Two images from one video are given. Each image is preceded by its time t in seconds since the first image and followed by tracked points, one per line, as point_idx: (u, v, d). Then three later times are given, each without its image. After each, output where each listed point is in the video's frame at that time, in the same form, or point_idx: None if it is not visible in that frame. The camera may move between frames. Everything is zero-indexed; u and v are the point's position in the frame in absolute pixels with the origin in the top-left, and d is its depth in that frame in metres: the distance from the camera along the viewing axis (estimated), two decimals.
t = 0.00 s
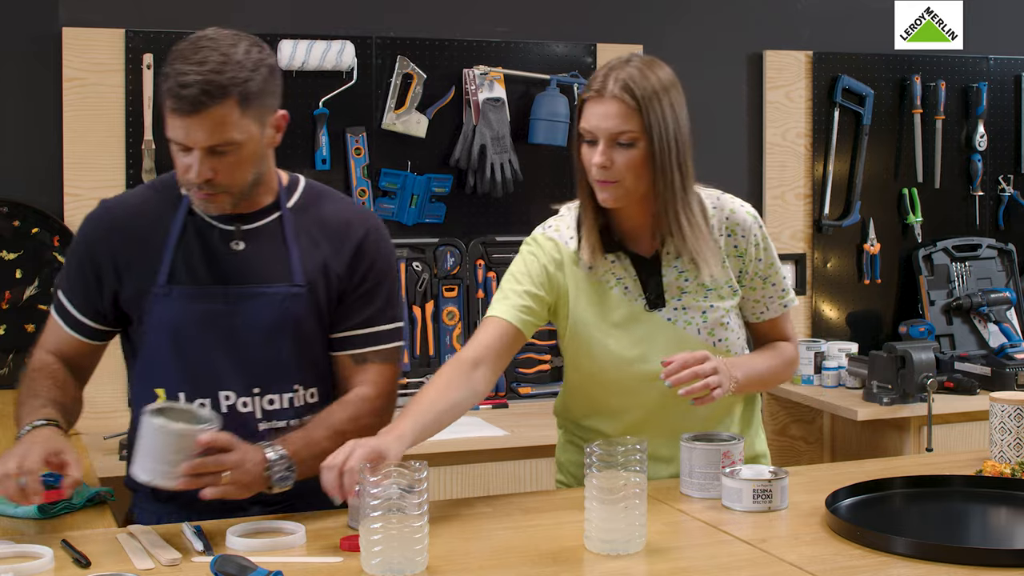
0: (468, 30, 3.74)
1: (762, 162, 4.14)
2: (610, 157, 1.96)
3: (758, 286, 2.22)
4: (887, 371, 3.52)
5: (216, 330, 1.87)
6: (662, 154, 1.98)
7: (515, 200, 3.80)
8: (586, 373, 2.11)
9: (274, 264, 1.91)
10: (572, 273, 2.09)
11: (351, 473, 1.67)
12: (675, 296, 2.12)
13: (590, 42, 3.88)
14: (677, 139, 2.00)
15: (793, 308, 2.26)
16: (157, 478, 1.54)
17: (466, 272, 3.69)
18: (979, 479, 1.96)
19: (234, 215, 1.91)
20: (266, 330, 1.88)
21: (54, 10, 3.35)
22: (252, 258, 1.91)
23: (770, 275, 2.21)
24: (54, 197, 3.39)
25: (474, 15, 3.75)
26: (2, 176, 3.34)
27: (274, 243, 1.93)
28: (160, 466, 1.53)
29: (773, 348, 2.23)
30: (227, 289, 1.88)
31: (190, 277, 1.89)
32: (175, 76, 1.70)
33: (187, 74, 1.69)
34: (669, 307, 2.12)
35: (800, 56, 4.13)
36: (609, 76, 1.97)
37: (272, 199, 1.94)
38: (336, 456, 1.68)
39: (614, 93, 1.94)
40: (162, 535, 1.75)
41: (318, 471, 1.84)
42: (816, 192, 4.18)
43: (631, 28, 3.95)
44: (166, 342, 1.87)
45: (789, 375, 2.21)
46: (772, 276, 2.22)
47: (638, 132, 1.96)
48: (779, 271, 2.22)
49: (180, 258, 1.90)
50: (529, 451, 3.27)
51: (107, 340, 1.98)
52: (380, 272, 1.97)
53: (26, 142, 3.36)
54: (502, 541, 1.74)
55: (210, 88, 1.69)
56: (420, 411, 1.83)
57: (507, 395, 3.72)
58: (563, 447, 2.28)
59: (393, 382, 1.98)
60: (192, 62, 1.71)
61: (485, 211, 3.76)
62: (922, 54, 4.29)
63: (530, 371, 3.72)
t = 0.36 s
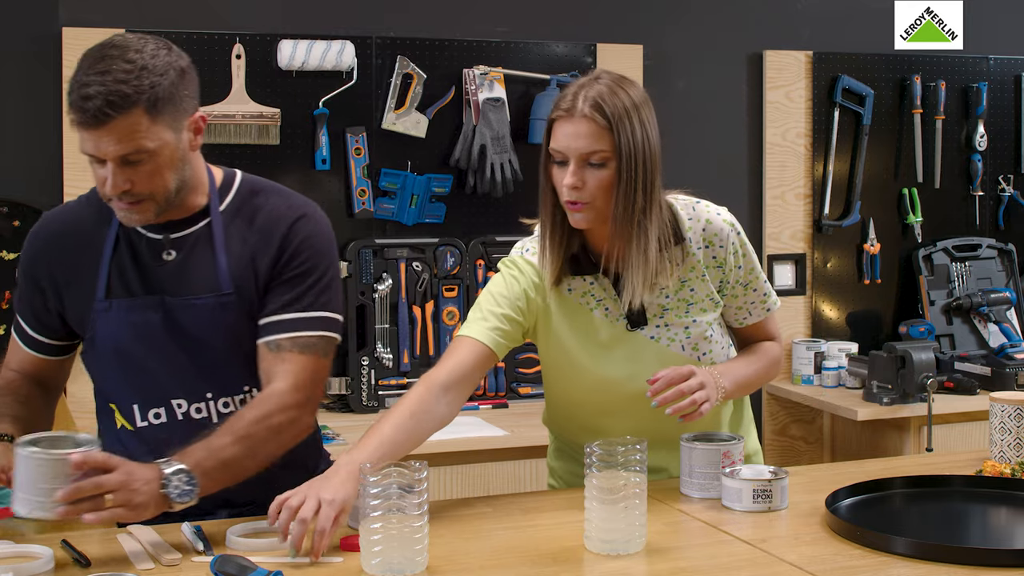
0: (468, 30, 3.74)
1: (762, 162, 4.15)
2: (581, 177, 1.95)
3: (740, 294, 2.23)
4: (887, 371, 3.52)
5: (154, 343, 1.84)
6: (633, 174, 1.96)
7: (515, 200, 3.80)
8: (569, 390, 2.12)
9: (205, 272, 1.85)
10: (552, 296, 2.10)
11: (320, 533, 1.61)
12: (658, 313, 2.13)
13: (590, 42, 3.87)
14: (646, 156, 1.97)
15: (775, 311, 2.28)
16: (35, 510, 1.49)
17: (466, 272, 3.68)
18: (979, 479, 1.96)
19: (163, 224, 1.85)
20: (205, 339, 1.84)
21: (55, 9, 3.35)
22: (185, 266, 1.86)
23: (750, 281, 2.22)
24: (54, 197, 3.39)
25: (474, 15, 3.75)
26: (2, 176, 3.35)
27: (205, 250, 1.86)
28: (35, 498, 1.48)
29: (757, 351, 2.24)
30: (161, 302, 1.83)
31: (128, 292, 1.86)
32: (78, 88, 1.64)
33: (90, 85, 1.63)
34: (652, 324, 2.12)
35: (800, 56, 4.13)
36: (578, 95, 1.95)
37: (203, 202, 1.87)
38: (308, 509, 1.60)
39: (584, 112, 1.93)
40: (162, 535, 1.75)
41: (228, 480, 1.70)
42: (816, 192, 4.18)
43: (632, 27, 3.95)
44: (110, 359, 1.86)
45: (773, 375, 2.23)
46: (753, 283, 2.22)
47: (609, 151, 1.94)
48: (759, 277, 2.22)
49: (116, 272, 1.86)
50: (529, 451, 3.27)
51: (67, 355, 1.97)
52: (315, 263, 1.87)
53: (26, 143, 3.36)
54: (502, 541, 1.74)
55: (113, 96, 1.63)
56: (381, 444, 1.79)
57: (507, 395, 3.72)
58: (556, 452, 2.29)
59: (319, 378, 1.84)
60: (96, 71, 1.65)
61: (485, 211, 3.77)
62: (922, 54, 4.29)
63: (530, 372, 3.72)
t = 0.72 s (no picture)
0: (468, 30, 3.74)
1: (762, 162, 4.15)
2: (576, 179, 1.94)
3: (737, 293, 2.23)
4: (887, 371, 3.52)
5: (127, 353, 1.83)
6: (628, 174, 1.95)
7: (515, 200, 3.80)
8: (566, 390, 2.12)
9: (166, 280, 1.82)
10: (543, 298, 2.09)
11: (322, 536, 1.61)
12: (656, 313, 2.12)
13: (590, 42, 3.88)
14: (641, 156, 1.97)
15: (773, 309, 2.28)
16: None
17: (466, 272, 3.68)
18: (979, 479, 1.96)
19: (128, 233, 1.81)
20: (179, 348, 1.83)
21: (55, 10, 3.35)
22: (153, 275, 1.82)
23: (748, 280, 2.21)
24: (54, 197, 3.39)
25: (474, 15, 3.75)
26: (2, 176, 3.35)
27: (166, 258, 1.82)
28: None
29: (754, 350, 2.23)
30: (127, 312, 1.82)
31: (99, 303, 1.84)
32: (80, 89, 1.59)
33: (97, 84, 1.59)
34: (649, 324, 2.12)
35: (800, 56, 4.12)
36: (571, 97, 1.96)
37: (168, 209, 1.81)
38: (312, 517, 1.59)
39: (577, 113, 1.93)
40: (162, 535, 1.75)
41: (136, 491, 1.62)
42: (816, 192, 4.18)
43: (631, 27, 3.95)
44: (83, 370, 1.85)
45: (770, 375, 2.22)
46: (750, 281, 2.22)
47: (603, 152, 1.94)
48: (757, 274, 2.22)
49: (89, 281, 1.84)
50: (529, 451, 3.27)
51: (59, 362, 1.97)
52: (262, 257, 1.77)
53: (26, 143, 3.36)
54: (503, 541, 1.74)
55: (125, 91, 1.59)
56: (371, 443, 1.79)
57: (507, 395, 3.72)
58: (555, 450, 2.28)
59: (251, 375, 1.74)
60: (98, 71, 1.61)
61: (485, 211, 3.77)
62: (922, 54, 4.29)
63: (530, 371, 3.73)
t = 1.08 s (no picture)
0: (468, 30, 3.74)
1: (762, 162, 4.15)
2: (599, 156, 1.96)
3: (748, 285, 2.21)
4: (887, 371, 3.52)
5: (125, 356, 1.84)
6: (649, 153, 1.97)
7: (515, 200, 3.80)
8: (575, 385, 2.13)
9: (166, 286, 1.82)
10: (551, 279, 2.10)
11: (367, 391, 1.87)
12: (664, 296, 2.11)
13: (591, 42, 3.88)
14: (662, 136, 1.98)
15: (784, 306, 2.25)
16: None
17: (466, 272, 3.68)
18: (980, 479, 1.96)
19: (137, 231, 1.82)
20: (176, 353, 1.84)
21: (55, 10, 3.35)
22: (152, 277, 1.83)
23: (759, 273, 2.20)
24: (54, 197, 3.39)
25: (474, 15, 3.75)
26: (2, 176, 3.35)
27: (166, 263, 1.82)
28: None
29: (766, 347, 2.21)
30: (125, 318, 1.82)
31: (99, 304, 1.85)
32: (126, 84, 1.63)
33: (143, 79, 1.64)
34: (657, 307, 2.11)
35: (800, 56, 4.13)
36: (594, 75, 1.97)
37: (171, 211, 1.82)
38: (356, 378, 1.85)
39: (602, 90, 1.94)
40: (162, 535, 1.75)
41: (119, 500, 1.62)
42: (816, 192, 4.18)
43: (631, 28, 3.95)
44: (80, 370, 1.86)
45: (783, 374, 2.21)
46: (761, 274, 2.20)
47: (627, 130, 1.96)
48: (768, 268, 2.21)
49: (88, 285, 1.85)
50: (529, 451, 3.27)
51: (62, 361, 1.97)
52: (256, 261, 1.76)
53: (26, 143, 3.36)
54: (503, 541, 1.74)
55: (169, 86, 1.66)
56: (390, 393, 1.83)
57: (507, 395, 3.72)
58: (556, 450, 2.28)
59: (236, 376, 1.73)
60: (135, 68, 1.65)
61: (485, 211, 3.77)
62: (922, 54, 4.29)
63: (530, 372, 3.73)
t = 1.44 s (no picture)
0: (468, 30, 3.74)
1: (762, 162, 4.15)
2: (635, 141, 1.98)
3: (765, 290, 2.18)
4: (887, 371, 3.52)
5: (134, 356, 1.84)
6: (684, 139, 1.99)
7: (515, 200, 3.80)
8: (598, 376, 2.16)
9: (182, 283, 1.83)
10: (582, 256, 2.17)
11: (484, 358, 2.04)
12: (683, 283, 2.14)
13: (590, 42, 3.88)
14: (700, 124, 2.00)
15: (797, 322, 2.21)
16: None
17: (466, 272, 3.67)
18: (979, 479, 1.96)
19: (149, 231, 1.83)
20: (185, 350, 1.84)
21: (54, 10, 3.35)
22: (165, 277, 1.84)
23: (780, 280, 2.17)
24: (54, 197, 3.39)
25: (474, 15, 3.75)
26: (2, 176, 3.35)
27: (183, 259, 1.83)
28: None
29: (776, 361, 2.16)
30: (138, 316, 1.83)
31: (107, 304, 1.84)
32: (171, 91, 1.64)
33: (187, 85, 1.65)
34: (675, 293, 2.14)
35: (800, 56, 4.12)
36: (636, 61, 1.99)
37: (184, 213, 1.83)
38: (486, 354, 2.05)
39: (641, 78, 1.97)
40: (162, 535, 1.75)
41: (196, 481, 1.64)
42: (817, 192, 4.18)
43: (631, 28, 3.95)
44: (86, 369, 1.85)
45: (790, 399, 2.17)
46: (782, 283, 2.17)
47: (663, 117, 1.98)
48: (793, 278, 2.18)
49: (97, 283, 1.84)
50: (529, 451, 3.27)
51: (61, 360, 1.97)
52: (284, 266, 1.78)
53: (26, 143, 3.36)
54: (503, 541, 1.74)
55: (210, 93, 1.68)
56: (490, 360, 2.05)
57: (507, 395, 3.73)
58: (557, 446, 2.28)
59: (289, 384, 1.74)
60: (176, 74, 1.66)
61: (485, 211, 3.77)
62: (922, 54, 4.29)
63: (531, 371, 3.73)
